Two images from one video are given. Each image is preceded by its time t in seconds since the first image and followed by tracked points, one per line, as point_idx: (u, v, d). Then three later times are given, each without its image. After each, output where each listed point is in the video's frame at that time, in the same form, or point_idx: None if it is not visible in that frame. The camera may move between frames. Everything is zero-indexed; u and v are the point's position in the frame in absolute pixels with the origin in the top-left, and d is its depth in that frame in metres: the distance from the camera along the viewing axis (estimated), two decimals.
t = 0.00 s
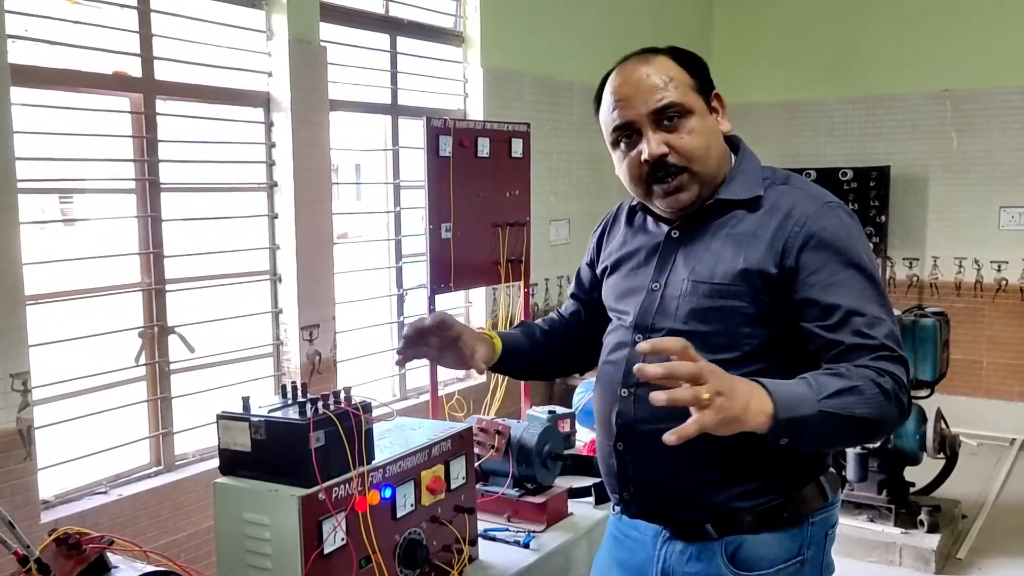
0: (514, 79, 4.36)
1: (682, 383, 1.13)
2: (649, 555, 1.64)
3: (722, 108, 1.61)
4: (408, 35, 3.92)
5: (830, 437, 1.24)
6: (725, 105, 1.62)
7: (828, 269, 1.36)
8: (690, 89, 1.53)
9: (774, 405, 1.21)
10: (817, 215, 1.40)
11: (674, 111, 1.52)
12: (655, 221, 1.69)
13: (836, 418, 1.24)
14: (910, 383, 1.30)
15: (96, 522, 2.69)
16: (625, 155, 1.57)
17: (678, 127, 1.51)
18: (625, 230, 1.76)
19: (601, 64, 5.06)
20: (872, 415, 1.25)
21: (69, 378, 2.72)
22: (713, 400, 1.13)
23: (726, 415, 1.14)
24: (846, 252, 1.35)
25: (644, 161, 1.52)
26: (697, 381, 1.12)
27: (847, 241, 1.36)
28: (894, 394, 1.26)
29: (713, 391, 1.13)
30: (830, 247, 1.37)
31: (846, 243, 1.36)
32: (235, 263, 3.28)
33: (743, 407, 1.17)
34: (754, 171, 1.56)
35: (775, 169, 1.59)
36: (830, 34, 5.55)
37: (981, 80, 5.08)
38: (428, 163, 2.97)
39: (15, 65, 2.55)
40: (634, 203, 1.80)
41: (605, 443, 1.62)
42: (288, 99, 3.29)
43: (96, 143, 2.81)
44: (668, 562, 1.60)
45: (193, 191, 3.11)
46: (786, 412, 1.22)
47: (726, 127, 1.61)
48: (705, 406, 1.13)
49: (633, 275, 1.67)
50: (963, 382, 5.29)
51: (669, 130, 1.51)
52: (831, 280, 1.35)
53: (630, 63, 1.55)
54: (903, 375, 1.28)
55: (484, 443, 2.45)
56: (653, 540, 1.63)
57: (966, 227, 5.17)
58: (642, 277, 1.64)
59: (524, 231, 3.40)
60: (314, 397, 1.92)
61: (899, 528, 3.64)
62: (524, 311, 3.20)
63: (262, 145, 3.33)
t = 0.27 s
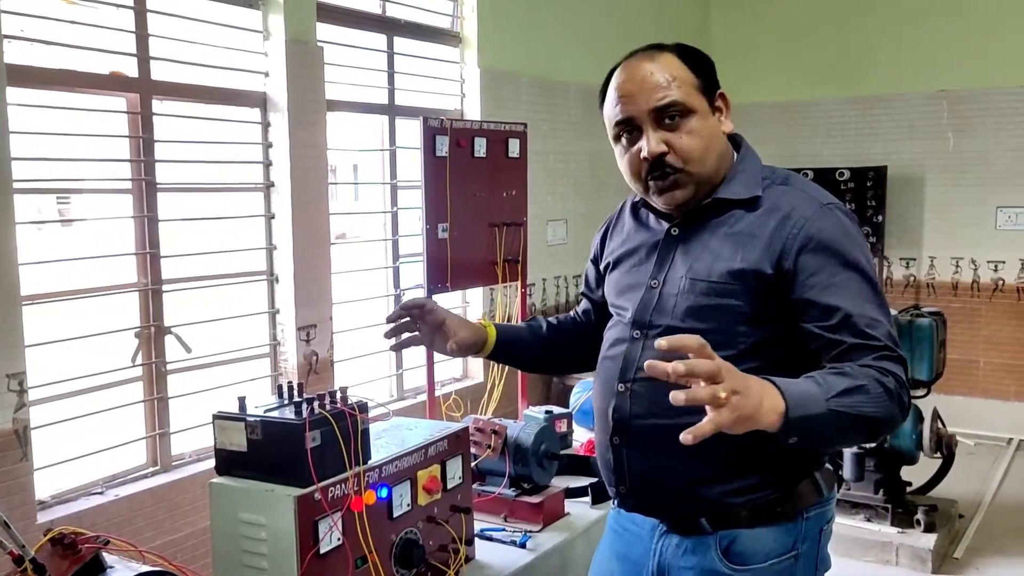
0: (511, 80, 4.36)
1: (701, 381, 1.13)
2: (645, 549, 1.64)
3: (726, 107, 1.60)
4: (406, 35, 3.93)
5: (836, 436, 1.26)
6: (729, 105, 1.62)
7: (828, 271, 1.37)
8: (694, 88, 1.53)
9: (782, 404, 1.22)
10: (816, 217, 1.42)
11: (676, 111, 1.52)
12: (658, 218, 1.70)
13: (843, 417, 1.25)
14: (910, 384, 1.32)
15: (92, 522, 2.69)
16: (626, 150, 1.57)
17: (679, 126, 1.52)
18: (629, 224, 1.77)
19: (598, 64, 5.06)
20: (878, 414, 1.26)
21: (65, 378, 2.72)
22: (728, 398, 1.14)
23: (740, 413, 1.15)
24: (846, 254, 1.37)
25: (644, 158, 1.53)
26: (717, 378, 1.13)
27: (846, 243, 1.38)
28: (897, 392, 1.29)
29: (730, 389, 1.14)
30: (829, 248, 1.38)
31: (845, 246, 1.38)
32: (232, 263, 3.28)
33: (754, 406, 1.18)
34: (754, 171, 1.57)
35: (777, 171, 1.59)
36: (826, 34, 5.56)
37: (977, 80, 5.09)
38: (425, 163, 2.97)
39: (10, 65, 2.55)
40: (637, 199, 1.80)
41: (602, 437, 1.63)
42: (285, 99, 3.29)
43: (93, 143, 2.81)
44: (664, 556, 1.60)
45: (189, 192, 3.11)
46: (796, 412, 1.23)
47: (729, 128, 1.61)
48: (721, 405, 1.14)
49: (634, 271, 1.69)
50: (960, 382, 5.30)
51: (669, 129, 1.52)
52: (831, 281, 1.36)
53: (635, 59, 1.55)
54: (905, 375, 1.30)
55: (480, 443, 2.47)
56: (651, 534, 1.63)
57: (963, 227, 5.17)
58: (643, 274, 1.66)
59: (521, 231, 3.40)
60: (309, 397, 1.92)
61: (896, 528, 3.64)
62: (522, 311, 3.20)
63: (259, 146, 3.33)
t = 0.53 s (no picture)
0: (509, 80, 4.36)
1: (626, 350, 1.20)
2: (641, 543, 1.69)
3: (742, 110, 1.60)
4: (403, 35, 3.92)
5: (786, 423, 1.33)
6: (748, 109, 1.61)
7: (813, 271, 1.42)
8: (707, 85, 1.54)
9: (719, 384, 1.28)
10: (809, 217, 1.46)
11: (680, 103, 1.54)
12: (661, 213, 1.74)
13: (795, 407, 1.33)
14: (882, 386, 1.37)
15: (90, 523, 2.69)
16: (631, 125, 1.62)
17: (678, 119, 1.54)
18: (636, 218, 1.81)
19: (596, 64, 5.07)
20: (834, 407, 1.33)
21: (62, 379, 2.72)
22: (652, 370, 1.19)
23: (667, 386, 1.19)
24: (832, 255, 1.42)
25: (638, 139, 1.57)
26: (640, 348, 1.19)
27: (833, 245, 1.43)
28: (861, 391, 1.34)
29: (654, 360, 1.19)
30: (815, 249, 1.43)
31: (832, 248, 1.42)
32: (230, 264, 3.27)
33: (687, 382, 1.22)
34: (752, 170, 1.60)
35: (777, 169, 1.62)
36: (824, 34, 5.56)
37: (974, 80, 5.10)
38: (422, 163, 2.97)
39: (7, 66, 2.54)
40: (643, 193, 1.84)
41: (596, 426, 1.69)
42: (283, 100, 3.29)
43: (90, 144, 2.81)
44: (658, 549, 1.64)
45: (187, 192, 3.10)
46: (738, 394, 1.31)
47: (738, 131, 1.61)
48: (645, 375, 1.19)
49: (633, 264, 1.74)
50: (958, 382, 5.30)
51: (669, 118, 1.55)
52: (813, 280, 1.42)
53: (663, 43, 1.57)
54: (872, 376, 1.35)
55: (479, 444, 2.46)
56: (647, 527, 1.68)
57: (960, 227, 5.18)
58: (641, 267, 1.71)
59: (519, 232, 3.40)
60: (307, 397, 1.92)
61: (893, 528, 3.65)
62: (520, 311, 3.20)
63: (256, 146, 3.33)
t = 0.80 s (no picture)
0: (507, 81, 4.36)
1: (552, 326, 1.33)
2: (635, 532, 1.75)
3: (755, 118, 1.58)
4: (401, 35, 3.92)
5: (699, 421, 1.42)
6: (762, 116, 1.59)
7: (781, 279, 1.44)
8: (721, 90, 1.52)
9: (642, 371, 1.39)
10: (793, 225, 1.46)
11: (691, 104, 1.52)
12: (666, 208, 1.78)
13: (710, 409, 1.41)
14: (812, 403, 1.41)
15: (88, 524, 2.69)
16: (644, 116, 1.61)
17: (686, 118, 1.53)
18: (647, 213, 1.85)
19: (594, 64, 5.07)
20: (744, 414, 1.40)
21: (60, 380, 2.72)
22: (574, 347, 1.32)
23: (586, 365, 1.32)
24: (797, 267, 1.44)
25: (647, 133, 1.57)
26: (565, 327, 1.32)
27: (806, 258, 1.44)
28: (781, 406, 1.40)
29: (577, 340, 1.32)
30: (786, 257, 1.44)
31: (803, 261, 1.44)
32: (228, 265, 3.27)
33: (607, 365, 1.35)
34: (752, 173, 1.61)
35: (776, 172, 1.62)
36: (822, 34, 5.57)
37: (972, 80, 5.10)
38: (421, 164, 2.97)
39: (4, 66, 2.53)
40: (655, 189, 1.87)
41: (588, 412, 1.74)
42: (281, 100, 3.28)
43: (89, 146, 2.81)
44: (649, 538, 1.71)
45: (185, 193, 3.10)
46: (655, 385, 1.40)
47: (748, 138, 1.59)
48: (567, 352, 1.33)
49: (636, 257, 1.78)
50: (956, 382, 5.31)
51: (678, 117, 1.54)
52: (779, 287, 1.44)
53: (688, 39, 1.54)
54: (799, 392, 1.40)
55: (477, 444, 2.44)
56: (641, 515, 1.74)
57: (958, 227, 5.18)
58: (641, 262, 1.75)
59: (517, 232, 3.40)
60: (305, 398, 1.92)
61: (891, 528, 3.66)
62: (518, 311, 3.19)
63: (254, 146, 3.33)
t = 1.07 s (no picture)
0: (505, 81, 4.35)
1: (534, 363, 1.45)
2: (633, 519, 1.83)
3: (749, 121, 1.62)
4: (399, 35, 3.92)
5: (673, 430, 1.50)
6: (755, 119, 1.63)
7: (760, 289, 1.49)
8: (717, 96, 1.55)
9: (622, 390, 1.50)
10: (777, 236, 1.49)
11: (689, 112, 1.55)
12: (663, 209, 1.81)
13: (682, 418, 1.49)
14: (787, 412, 1.47)
15: (85, 525, 2.68)
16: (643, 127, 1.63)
17: (686, 127, 1.56)
18: (649, 210, 1.88)
19: (592, 65, 5.07)
20: (717, 424, 1.48)
21: (57, 381, 2.71)
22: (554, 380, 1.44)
23: (568, 395, 1.44)
24: (776, 278, 1.48)
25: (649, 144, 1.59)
26: (544, 363, 1.44)
27: (787, 270, 1.47)
28: (751, 412, 1.46)
29: (558, 373, 1.44)
30: (768, 269, 1.48)
31: (784, 272, 1.47)
32: (225, 265, 3.27)
33: (589, 392, 1.47)
34: (748, 177, 1.62)
35: (770, 177, 1.64)
36: (819, 35, 5.57)
37: (969, 81, 5.11)
38: (419, 165, 2.97)
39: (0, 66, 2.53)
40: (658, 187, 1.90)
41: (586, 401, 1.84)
42: (279, 100, 3.28)
43: (86, 146, 2.81)
44: (644, 524, 1.78)
45: (182, 193, 3.09)
46: (631, 401, 1.50)
47: (744, 140, 1.63)
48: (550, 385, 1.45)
49: (635, 254, 1.82)
50: (954, 382, 5.31)
51: (678, 127, 1.56)
52: (759, 298, 1.49)
53: (678, 50, 1.57)
54: (773, 403, 1.46)
55: (475, 445, 2.44)
56: (638, 503, 1.82)
57: (956, 227, 5.18)
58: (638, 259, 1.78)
59: (515, 232, 3.39)
60: (303, 398, 1.91)
61: (889, 528, 3.66)
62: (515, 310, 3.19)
63: (252, 146, 3.32)
